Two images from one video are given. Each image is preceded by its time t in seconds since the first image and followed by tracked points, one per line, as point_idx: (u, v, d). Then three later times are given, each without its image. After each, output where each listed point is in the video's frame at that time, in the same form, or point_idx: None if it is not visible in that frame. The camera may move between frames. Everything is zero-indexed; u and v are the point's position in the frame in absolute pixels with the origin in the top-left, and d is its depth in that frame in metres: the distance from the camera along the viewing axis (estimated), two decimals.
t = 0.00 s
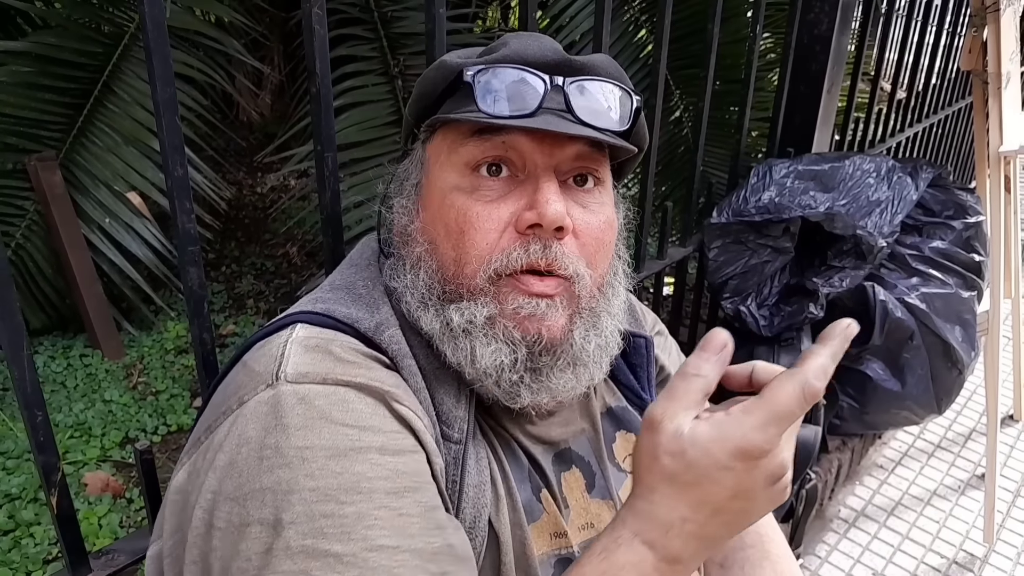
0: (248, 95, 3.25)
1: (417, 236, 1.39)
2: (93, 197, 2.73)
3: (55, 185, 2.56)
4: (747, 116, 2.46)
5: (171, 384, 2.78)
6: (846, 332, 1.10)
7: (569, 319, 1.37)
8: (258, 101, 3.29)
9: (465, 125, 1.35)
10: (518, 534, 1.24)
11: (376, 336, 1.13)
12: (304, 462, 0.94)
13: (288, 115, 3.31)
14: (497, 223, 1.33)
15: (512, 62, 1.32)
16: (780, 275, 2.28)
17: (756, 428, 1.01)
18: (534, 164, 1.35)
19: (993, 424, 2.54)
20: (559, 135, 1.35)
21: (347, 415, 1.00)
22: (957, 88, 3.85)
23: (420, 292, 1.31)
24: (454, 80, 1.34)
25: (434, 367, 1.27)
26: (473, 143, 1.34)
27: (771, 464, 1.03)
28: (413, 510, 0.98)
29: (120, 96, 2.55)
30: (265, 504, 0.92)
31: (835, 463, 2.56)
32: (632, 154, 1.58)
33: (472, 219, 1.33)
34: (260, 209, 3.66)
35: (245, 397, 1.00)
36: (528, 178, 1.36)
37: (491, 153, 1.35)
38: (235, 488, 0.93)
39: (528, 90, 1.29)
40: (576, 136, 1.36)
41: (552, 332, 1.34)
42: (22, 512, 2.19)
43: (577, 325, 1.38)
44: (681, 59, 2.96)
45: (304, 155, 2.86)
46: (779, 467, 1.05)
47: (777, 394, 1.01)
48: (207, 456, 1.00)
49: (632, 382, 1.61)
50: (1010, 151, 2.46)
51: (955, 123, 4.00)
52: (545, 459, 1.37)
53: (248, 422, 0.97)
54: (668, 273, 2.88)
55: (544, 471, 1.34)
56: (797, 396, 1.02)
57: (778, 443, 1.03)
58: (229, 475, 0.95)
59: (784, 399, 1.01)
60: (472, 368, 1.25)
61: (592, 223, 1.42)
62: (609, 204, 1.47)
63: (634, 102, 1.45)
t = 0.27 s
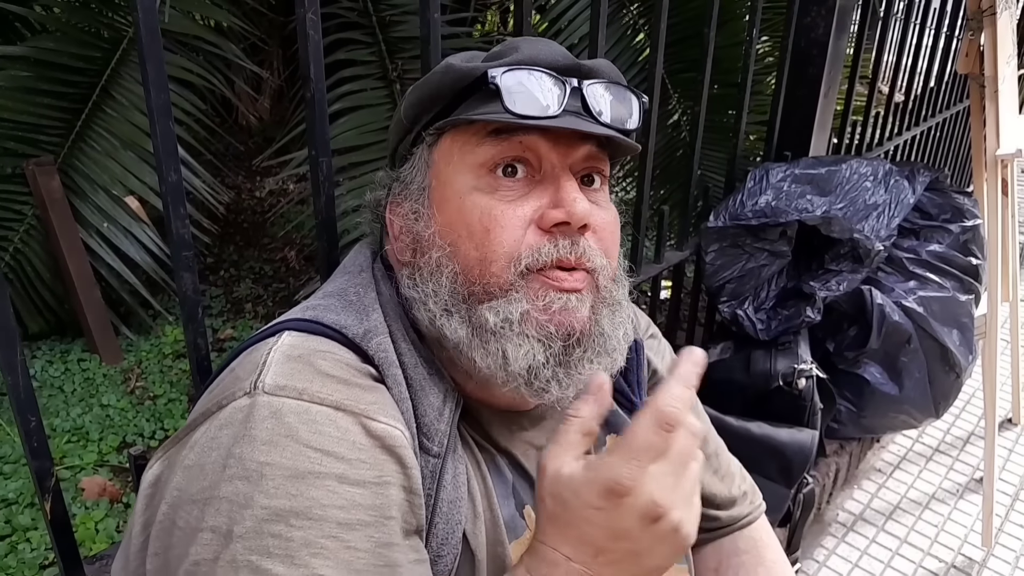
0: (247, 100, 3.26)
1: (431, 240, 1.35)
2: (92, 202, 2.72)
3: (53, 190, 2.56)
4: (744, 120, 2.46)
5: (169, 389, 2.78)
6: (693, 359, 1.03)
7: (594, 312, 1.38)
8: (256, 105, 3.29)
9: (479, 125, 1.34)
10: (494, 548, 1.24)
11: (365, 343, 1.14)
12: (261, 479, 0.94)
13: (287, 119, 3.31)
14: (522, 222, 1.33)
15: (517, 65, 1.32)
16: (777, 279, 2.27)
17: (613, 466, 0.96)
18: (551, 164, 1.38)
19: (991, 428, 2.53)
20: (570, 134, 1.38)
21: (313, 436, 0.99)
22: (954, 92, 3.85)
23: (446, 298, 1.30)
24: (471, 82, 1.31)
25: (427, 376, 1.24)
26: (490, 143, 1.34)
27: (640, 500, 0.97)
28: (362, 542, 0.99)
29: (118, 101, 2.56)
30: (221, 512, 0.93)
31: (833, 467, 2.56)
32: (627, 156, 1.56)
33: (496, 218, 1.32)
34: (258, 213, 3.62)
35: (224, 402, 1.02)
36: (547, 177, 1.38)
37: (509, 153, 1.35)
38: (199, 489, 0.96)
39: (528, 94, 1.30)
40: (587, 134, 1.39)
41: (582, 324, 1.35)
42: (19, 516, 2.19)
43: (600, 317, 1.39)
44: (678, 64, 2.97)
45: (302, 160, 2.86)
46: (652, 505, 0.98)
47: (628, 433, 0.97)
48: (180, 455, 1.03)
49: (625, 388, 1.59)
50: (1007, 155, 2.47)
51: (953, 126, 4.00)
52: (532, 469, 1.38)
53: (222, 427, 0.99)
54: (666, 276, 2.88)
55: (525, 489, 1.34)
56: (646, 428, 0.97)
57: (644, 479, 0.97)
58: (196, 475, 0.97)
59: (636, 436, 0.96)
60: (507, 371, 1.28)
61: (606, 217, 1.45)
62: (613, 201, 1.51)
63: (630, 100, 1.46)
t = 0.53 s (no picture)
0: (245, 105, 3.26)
1: (407, 240, 1.37)
2: (88, 207, 2.73)
3: (49, 195, 2.55)
4: (740, 127, 2.46)
5: (164, 394, 2.78)
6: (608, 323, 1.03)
7: (569, 311, 1.35)
8: (254, 109, 3.29)
9: (456, 126, 1.36)
10: (483, 558, 1.24)
11: (342, 354, 1.14)
12: (240, 495, 0.94)
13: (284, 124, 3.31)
14: (492, 220, 1.33)
15: (496, 67, 1.34)
16: (773, 285, 2.28)
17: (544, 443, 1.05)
18: (527, 165, 1.37)
19: (987, 435, 2.53)
20: (548, 137, 1.37)
21: (293, 450, 0.99)
22: (952, 98, 3.86)
23: (415, 296, 1.31)
24: (448, 82, 1.33)
25: (407, 384, 1.24)
26: (465, 144, 1.35)
27: (570, 470, 1.04)
28: (348, 554, 0.99)
29: (115, 106, 2.54)
30: (203, 531, 0.94)
31: (829, 474, 2.55)
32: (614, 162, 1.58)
33: (467, 217, 1.32)
34: (255, 218, 3.61)
35: (204, 418, 1.02)
36: (522, 179, 1.37)
37: (484, 153, 1.36)
38: (181, 509, 0.97)
39: (508, 96, 1.31)
40: (565, 136, 1.38)
41: (555, 322, 1.31)
42: (12, 522, 2.18)
43: (575, 317, 1.37)
44: (675, 70, 2.97)
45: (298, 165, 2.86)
46: (584, 473, 1.04)
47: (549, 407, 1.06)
48: (167, 468, 1.03)
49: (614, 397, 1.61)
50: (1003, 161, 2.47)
51: (950, 132, 4.00)
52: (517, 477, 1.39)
53: (201, 445, 0.99)
54: (662, 282, 2.88)
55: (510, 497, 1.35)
56: (559, 401, 1.04)
57: (572, 450, 1.05)
58: (178, 495, 0.98)
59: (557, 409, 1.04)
60: (468, 367, 1.26)
61: (585, 220, 1.43)
62: (597, 205, 1.49)
63: (618, 108, 1.46)
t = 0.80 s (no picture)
0: (243, 107, 3.26)
1: (396, 246, 1.38)
2: (86, 208, 2.73)
3: (47, 197, 2.56)
4: (738, 129, 2.46)
5: (161, 396, 2.77)
6: (656, 353, 0.98)
7: (556, 321, 1.36)
8: (252, 111, 3.29)
9: (444, 135, 1.36)
10: (475, 564, 1.23)
11: (336, 359, 1.14)
12: (233, 501, 0.94)
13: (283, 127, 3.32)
14: (478, 229, 1.33)
15: (489, 74, 1.33)
16: (770, 288, 2.28)
17: (571, 469, 1.03)
18: (516, 172, 1.36)
19: (986, 438, 2.52)
20: (538, 145, 1.37)
21: (286, 455, 0.99)
22: (950, 100, 3.86)
23: (402, 304, 1.31)
24: (436, 90, 1.33)
25: (400, 389, 1.24)
26: (453, 152, 1.35)
27: (597, 502, 1.02)
28: (341, 561, 0.98)
29: (113, 108, 2.54)
30: (196, 537, 0.93)
31: (826, 477, 2.55)
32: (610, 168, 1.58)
33: (453, 225, 1.33)
34: (253, 220, 3.63)
35: (196, 424, 1.02)
36: (511, 187, 1.37)
37: (472, 161, 1.35)
38: (173, 515, 0.96)
39: (502, 102, 1.31)
40: (554, 147, 1.37)
41: (542, 331, 1.32)
42: (8, 525, 2.18)
43: (563, 327, 1.37)
44: (673, 72, 2.97)
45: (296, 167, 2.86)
46: (610, 507, 1.03)
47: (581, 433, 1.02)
48: (159, 473, 1.03)
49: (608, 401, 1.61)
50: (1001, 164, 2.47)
51: (949, 135, 4.00)
52: (510, 484, 1.38)
53: (193, 451, 0.99)
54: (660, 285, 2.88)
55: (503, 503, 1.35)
56: (595, 430, 1.01)
57: (600, 481, 1.02)
58: (170, 501, 0.97)
59: (589, 437, 1.01)
60: (455, 376, 1.26)
61: (575, 229, 1.43)
62: (589, 214, 1.49)
63: (612, 114, 1.47)
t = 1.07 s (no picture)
0: (241, 107, 3.26)
1: (393, 250, 1.38)
2: (82, 208, 2.72)
3: (44, 197, 2.56)
4: (735, 130, 2.46)
5: (158, 397, 2.77)
6: (633, 351, 0.98)
7: (550, 331, 1.36)
8: (250, 112, 3.29)
9: (440, 138, 1.35)
10: (472, 566, 1.23)
11: (335, 361, 1.14)
12: (231, 504, 0.94)
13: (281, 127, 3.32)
14: (475, 234, 1.32)
15: (485, 76, 1.33)
16: (768, 289, 2.27)
17: (554, 470, 1.03)
18: (512, 176, 1.36)
19: (983, 440, 2.52)
20: (535, 147, 1.36)
21: (284, 457, 0.99)
22: (948, 102, 3.86)
23: (398, 310, 1.31)
24: (432, 93, 1.33)
25: (399, 393, 1.24)
26: (449, 155, 1.35)
27: (581, 504, 1.02)
28: (337, 565, 0.98)
29: (111, 109, 2.55)
30: (192, 540, 0.93)
31: (824, 478, 2.55)
32: (605, 171, 1.59)
33: (450, 231, 1.32)
34: (251, 219, 3.60)
35: (193, 426, 1.02)
36: (507, 190, 1.36)
37: (468, 165, 1.35)
38: (170, 518, 0.96)
39: (498, 104, 1.31)
40: (550, 149, 1.37)
41: (531, 352, 1.33)
42: (4, 526, 2.17)
43: (557, 337, 1.37)
44: (671, 73, 2.97)
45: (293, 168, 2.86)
46: (595, 509, 1.03)
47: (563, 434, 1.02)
48: (156, 475, 1.02)
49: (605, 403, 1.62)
50: (998, 165, 2.47)
51: (946, 136, 4.01)
52: (507, 486, 1.38)
53: (191, 453, 0.99)
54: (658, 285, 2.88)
55: (499, 506, 1.35)
56: (577, 430, 1.01)
57: (584, 482, 1.02)
58: (167, 503, 0.97)
59: (571, 438, 1.01)
60: (449, 390, 1.26)
61: (570, 235, 1.43)
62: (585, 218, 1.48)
63: (608, 117, 1.46)
